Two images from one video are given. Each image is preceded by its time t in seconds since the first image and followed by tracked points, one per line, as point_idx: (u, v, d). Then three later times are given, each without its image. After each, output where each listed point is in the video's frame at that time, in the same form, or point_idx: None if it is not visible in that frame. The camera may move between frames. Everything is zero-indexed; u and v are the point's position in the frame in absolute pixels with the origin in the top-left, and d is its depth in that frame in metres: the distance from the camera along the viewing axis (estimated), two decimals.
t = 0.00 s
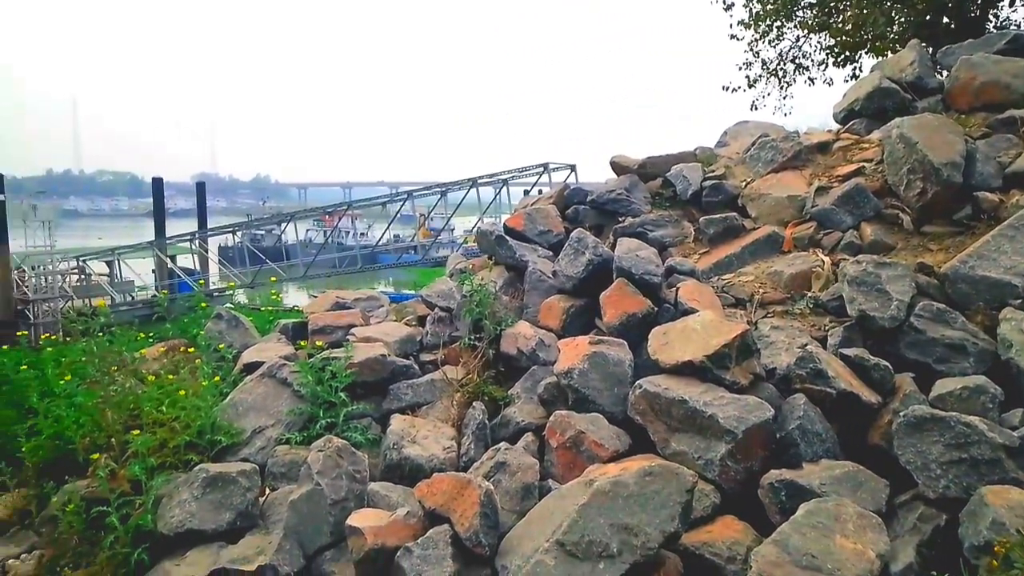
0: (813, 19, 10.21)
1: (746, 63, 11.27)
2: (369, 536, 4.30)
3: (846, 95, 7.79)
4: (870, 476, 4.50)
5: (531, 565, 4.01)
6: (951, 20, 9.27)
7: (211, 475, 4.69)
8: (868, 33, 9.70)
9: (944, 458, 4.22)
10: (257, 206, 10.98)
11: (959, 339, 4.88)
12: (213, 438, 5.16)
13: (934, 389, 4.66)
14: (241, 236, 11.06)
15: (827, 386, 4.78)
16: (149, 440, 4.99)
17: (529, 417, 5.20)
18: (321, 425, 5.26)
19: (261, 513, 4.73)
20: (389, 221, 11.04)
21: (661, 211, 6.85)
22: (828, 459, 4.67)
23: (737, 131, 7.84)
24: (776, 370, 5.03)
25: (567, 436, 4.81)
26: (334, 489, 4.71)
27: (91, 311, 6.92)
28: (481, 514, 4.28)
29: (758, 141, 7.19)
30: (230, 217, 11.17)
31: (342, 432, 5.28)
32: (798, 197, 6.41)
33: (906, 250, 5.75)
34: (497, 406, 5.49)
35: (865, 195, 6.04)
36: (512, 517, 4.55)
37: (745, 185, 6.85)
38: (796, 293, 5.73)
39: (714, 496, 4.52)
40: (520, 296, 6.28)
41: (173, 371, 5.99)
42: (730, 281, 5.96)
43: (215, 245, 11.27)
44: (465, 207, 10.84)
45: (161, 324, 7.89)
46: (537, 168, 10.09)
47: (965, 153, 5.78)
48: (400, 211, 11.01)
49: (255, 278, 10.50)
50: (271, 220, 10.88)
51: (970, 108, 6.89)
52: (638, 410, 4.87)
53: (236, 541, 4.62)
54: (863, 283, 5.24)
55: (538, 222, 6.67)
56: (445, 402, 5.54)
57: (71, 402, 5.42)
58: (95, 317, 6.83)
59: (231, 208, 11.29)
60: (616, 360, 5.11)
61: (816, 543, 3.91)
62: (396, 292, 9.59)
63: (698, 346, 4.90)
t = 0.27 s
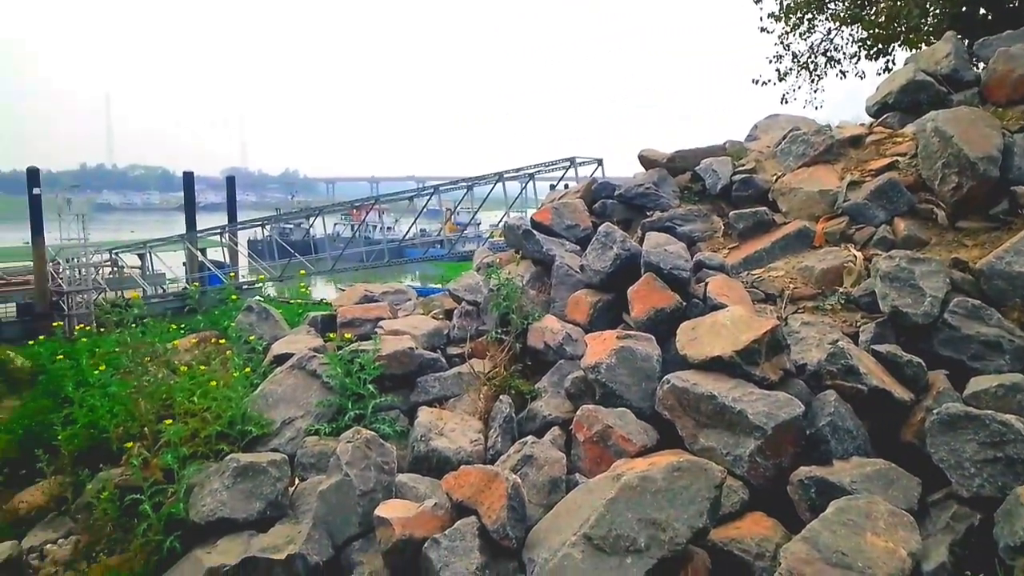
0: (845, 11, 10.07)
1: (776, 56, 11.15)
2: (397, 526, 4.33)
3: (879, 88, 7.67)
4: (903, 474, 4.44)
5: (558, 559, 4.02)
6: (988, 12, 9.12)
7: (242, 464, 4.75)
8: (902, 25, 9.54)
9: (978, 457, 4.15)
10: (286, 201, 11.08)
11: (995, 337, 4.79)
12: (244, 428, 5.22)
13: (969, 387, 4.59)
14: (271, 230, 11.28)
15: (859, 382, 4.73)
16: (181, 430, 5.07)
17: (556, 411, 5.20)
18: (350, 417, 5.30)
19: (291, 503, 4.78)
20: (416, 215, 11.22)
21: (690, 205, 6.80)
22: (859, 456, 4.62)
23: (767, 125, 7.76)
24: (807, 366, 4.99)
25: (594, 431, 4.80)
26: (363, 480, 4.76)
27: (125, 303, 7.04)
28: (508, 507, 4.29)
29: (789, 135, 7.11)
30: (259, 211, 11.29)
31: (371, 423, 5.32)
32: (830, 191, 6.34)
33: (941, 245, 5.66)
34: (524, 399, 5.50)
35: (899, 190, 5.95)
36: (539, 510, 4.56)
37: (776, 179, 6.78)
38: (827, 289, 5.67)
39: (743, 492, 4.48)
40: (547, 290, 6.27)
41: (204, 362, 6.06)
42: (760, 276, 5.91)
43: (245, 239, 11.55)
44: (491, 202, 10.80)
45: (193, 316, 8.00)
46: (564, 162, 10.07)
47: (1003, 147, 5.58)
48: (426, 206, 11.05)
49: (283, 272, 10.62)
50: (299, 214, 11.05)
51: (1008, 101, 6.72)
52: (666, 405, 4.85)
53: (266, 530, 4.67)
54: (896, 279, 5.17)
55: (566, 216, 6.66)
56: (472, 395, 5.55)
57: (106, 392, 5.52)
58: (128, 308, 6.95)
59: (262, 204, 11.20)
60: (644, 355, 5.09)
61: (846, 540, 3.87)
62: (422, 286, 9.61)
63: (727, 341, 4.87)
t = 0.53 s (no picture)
0: (873, 5, 9.93)
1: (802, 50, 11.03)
2: (419, 519, 4.35)
3: (908, 83, 7.56)
4: (930, 473, 4.38)
5: (580, 554, 4.01)
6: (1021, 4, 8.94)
7: (267, 456, 4.79)
8: (931, 18, 9.40)
9: (1007, 457, 4.09)
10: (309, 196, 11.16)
11: None
12: (268, 420, 5.27)
13: (999, 386, 4.52)
14: (294, 224, 11.55)
15: (885, 380, 4.67)
16: (207, 421, 5.12)
17: (577, 406, 5.19)
18: (373, 410, 5.33)
19: (314, 495, 4.82)
20: (438, 211, 11.14)
21: (714, 200, 6.75)
22: (885, 455, 4.56)
23: (793, 120, 7.68)
24: (833, 364, 4.93)
25: (616, 426, 4.78)
26: (385, 473, 4.78)
27: (153, 296, 7.13)
28: (530, 502, 4.29)
29: (815, 130, 7.03)
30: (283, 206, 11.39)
31: (393, 417, 5.35)
32: (857, 186, 6.26)
33: (970, 242, 5.56)
34: (545, 394, 5.49)
35: (928, 186, 5.86)
36: (561, 505, 4.55)
37: (802, 174, 6.71)
38: (854, 286, 5.61)
39: (766, 490, 4.45)
40: (569, 285, 6.25)
41: (230, 355, 6.13)
42: (785, 272, 5.86)
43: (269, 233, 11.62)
44: (512, 198, 10.78)
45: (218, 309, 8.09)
46: (586, 157, 10.02)
47: None
48: (447, 202, 11.02)
49: (306, 266, 10.70)
50: (322, 209, 11.18)
51: None
52: (689, 402, 4.82)
53: (289, 521, 4.71)
54: (924, 276, 5.10)
55: (588, 211, 6.63)
56: (494, 390, 5.55)
57: (133, 384, 5.59)
58: (155, 301, 7.03)
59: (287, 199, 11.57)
60: (666, 351, 5.06)
61: (871, 540, 3.82)
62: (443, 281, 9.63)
63: (751, 338, 4.83)
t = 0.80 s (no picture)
0: (907, 3, 9.78)
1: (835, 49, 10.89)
2: (450, 518, 4.37)
3: (944, 82, 7.44)
4: (968, 478, 4.31)
5: (611, 556, 4.00)
6: None
7: (300, 454, 4.85)
8: (968, 16, 9.23)
9: None
10: (339, 197, 11.28)
11: None
12: (301, 419, 5.33)
13: None
14: (324, 226, 11.61)
15: (922, 383, 4.61)
16: (242, 419, 5.20)
17: (608, 408, 5.17)
18: (404, 409, 5.36)
19: (346, 493, 4.87)
20: (466, 212, 11.14)
21: (746, 201, 6.69)
22: (922, 459, 4.49)
23: (827, 119, 7.59)
24: (867, 366, 4.86)
25: (647, 428, 4.76)
26: (417, 472, 4.80)
27: (188, 296, 7.25)
28: (561, 503, 4.29)
29: (849, 130, 6.95)
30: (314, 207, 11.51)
31: (424, 416, 5.38)
32: (892, 187, 6.18)
33: (1009, 244, 5.43)
34: (575, 395, 5.48)
35: (965, 187, 5.76)
36: (591, 506, 4.54)
37: (836, 175, 6.64)
38: (889, 287, 5.53)
39: (800, 494, 4.40)
40: (599, 286, 6.23)
41: (263, 354, 6.20)
42: (819, 274, 5.79)
43: (300, 234, 11.81)
44: (541, 199, 10.77)
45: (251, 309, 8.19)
46: (614, 158, 9.99)
47: None
48: (476, 203, 10.99)
49: (336, 267, 10.80)
50: (352, 210, 11.21)
51: None
52: (721, 404, 4.78)
53: (321, 519, 4.76)
54: (961, 277, 4.99)
55: (618, 212, 6.61)
56: (523, 390, 5.55)
57: (168, 382, 5.70)
58: (190, 301, 7.15)
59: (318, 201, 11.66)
60: (698, 352, 5.03)
61: (908, 545, 3.77)
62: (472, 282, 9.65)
63: (785, 340, 4.79)
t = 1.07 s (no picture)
0: None
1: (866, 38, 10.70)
2: (478, 509, 4.39)
3: (980, 70, 7.28)
4: (1003, 474, 4.24)
5: (638, 548, 4.00)
6: None
7: (329, 444, 4.90)
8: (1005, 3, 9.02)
9: None
10: (366, 191, 11.35)
11: None
12: (330, 409, 5.38)
13: None
14: (352, 219, 11.93)
15: (956, 377, 4.54)
16: (272, 409, 5.28)
17: (635, 400, 5.15)
18: (431, 400, 5.39)
19: (375, 483, 4.91)
20: (492, 205, 11.23)
21: (776, 192, 6.62)
22: (956, 454, 4.42)
23: (859, 110, 7.48)
24: (900, 360, 4.77)
25: (675, 421, 4.74)
26: (444, 462, 4.83)
27: (220, 287, 7.35)
28: (588, 494, 4.29)
29: (881, 120, 6.85)
30: (341, 201, 11.60)
31: (451, 408, 5.40)
32: (925, 178, 6.08)
33: None
34: (602, 388, 5.47)
35: (1002, 177, 5.61)
36: (618, 499, 4.53)
37: (868, 166, 6.54)
38: (922, 280, 5.45)
39: (830, 488, 4.36)
40: (626, 278, 6.21)
41: (293, 345, 6.27)
42: (850, 266, 5.72)
43: (327, 228, 12.11)
44: (566, 191, 10.74)
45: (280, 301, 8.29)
46: (641, 150, 9.94)
47: None
48: (501, 195, 11.05)
49: (363, 259, 10.88)
50: (378, 203, 11.26)
51: None
52: (750, 398, 4.75)
53: (350, 508, 4.81)
54: (997, 270, 4.85)
55: (646, 204, 6.58)
56: (550, 382, 5.55)
57: (199, 372, 5.84)
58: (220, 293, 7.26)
59: (345, 195, 11.72)
60: (727, 345, 4.99)
61: (941, 540, 3.71)
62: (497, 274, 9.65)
63: (815, 333, 4.74)
